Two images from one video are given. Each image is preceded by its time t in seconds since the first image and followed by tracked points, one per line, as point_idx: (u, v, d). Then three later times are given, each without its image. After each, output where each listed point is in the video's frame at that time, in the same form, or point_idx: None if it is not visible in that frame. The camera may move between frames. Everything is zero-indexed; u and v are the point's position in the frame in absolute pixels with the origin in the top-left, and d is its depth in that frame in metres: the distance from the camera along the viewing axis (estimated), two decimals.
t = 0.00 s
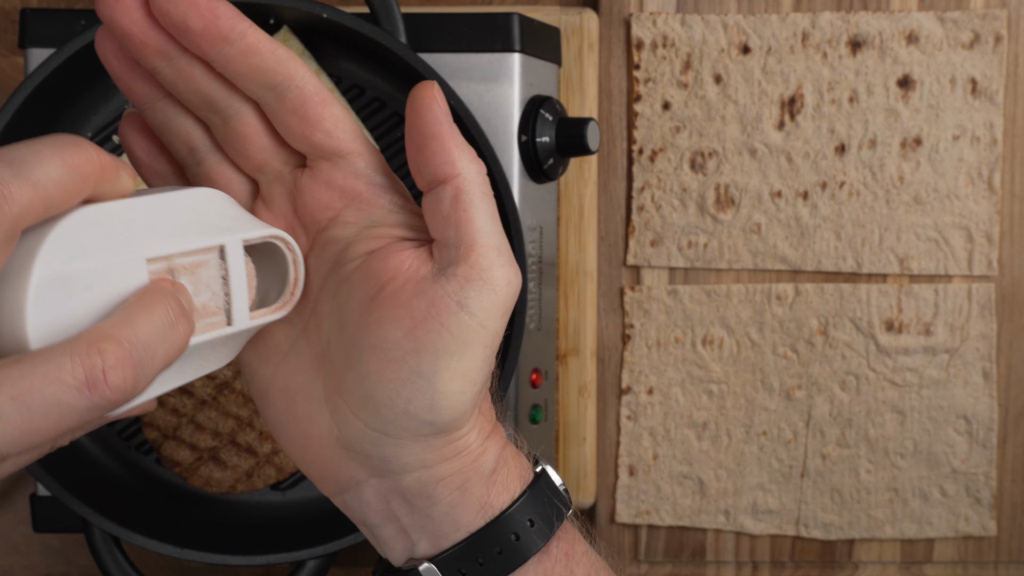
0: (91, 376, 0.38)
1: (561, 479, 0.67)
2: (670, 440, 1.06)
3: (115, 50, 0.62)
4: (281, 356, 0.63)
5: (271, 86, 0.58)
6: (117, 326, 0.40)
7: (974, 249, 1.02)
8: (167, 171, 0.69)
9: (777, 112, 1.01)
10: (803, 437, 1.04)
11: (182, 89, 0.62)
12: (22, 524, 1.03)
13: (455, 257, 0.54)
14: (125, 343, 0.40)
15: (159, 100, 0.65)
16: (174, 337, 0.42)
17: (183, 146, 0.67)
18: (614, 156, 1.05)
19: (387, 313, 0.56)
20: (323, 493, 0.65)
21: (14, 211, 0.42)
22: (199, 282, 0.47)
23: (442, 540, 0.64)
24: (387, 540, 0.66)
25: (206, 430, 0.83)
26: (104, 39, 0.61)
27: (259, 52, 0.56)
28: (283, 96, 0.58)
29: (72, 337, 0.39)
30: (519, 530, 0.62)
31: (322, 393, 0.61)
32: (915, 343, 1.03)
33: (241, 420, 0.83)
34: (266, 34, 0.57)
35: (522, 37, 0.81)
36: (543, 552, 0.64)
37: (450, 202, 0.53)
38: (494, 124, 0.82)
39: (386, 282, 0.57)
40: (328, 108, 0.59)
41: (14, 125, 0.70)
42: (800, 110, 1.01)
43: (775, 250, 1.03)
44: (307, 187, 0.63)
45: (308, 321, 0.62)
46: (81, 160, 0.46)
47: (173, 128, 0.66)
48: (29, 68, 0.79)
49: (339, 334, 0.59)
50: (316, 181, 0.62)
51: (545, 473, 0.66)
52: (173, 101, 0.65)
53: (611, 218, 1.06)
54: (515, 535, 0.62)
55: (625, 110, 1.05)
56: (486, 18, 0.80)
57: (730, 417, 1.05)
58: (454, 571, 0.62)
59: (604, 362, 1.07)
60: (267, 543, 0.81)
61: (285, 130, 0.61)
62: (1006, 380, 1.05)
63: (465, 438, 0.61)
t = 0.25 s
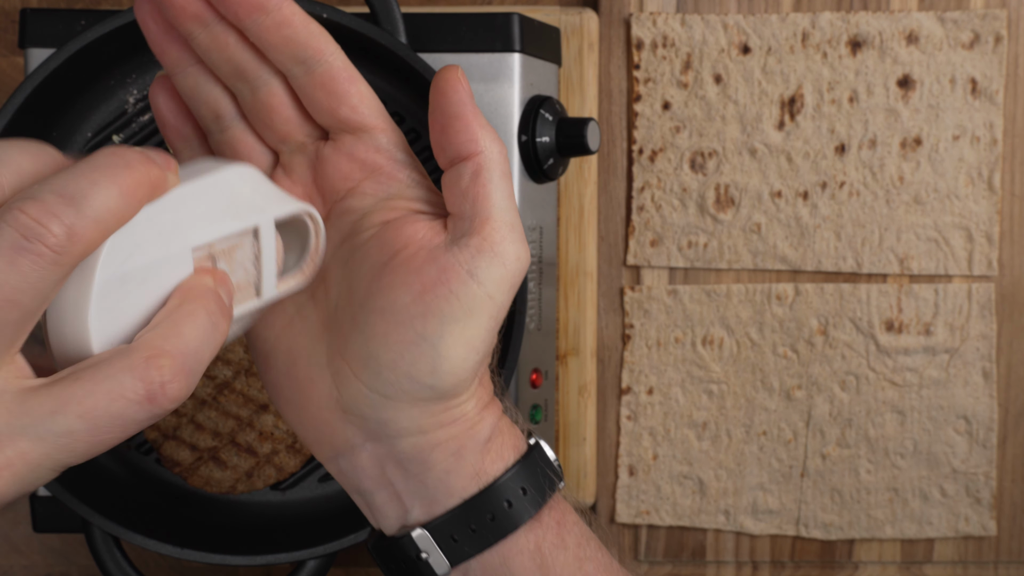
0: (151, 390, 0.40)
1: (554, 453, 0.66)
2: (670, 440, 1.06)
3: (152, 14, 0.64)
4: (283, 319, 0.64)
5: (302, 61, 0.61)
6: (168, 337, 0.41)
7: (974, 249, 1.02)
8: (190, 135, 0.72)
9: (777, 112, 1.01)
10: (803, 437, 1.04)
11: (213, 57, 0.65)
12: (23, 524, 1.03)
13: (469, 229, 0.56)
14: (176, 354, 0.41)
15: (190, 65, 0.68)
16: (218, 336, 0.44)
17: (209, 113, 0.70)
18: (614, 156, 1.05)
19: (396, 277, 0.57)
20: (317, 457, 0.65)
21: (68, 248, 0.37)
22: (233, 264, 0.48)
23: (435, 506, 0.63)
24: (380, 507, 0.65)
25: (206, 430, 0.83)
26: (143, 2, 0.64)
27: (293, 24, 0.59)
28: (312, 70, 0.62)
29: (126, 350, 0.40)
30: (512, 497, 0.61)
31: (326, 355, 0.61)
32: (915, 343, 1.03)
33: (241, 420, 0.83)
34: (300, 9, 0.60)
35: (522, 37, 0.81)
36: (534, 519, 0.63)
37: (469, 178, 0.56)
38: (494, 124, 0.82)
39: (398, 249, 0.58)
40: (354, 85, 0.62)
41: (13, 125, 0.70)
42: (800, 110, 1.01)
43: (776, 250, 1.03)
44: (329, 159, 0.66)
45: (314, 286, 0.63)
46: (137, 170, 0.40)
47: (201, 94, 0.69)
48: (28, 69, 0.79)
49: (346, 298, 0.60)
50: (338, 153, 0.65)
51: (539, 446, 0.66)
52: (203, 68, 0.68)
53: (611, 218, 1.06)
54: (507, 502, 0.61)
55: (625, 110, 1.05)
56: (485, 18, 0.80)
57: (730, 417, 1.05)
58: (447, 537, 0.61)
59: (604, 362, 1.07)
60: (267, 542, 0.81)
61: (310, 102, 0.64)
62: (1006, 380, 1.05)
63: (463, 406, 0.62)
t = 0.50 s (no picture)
0: (165, 384, 0.42)
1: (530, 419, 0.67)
2: (670, 440, 1.06)
3: None
4: (263, 284, 0.64)
5: (293, 30, 0.60)
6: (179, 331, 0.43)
7: (974, 249, 1.02)
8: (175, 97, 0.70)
9: (777, 112, 1.01)
10: (803, 437, 1.04)
11: (204, 22, 0.63)
12: (23, 524, 1.03)
13: (455, 200, 0.56)
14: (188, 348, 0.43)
15: (179, 29, 0.66)
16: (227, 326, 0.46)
17: (195, 78, 0.68)
18: (614, 156, 1.06)
19: (381, 244, 0.57)
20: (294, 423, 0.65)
21: (99, 275, 0.38)
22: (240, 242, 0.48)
23: (413, 470, 0.63)
24: (357, 472, 0.66)
25: (206, 430, 0.83)
26: None
27: None
28: (303, 40, 0.61)
29: (140, 346, 0.42)
30: (488, 459, 0.62)
31: (307, 320, 0.61)
32: (915, 343, 1.02)
33: (241, 420, 0.83)
34: None
35: (522, 37, 0.81)
36: (509, 481, 0.64)
37: (457, 154, 0.55)
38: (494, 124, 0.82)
39: (383, 217, 0.58)
40: (344, 56, 0.61)
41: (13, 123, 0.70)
42: (800, 110, 1.01)
43: (775, 250, 1.03)
44: (316, 127, 0.65)
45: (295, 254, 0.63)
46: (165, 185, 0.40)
47: (188, 59, 0.67)
48: (28, 68, 0.79)
49: (330, 265, 0.60)
50: (325, 122, 0.65)
51: (515, 412, 0.67)
52: (192, 33, 0.66)
53: (611, 217, 1.06)
54: (482, 465, 0.62)
55: (625, 110, 1.05)
56: (485, 18, 0.80)
57: (730, 417, 1.05)
58: (424, 500, 0.62)
59: (604, 362, 1.07)
60: (267, 542, 0.81)
61: (300, 74, 0.63)
62: (1006, 380, 1.05)
63: (442, 372, 0.62)
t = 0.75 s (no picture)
0: (131, 397, 0.44)
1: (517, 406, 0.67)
2: (670, 440, 1.06)
3: None
4: (249, 274, 0.64)
5: (273, 18, 0.61)
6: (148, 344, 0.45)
7: (974, 249, 1.02)
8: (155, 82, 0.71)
9: (777, 112, 1.01)
10: (803, 437, 1.04)
11: (184, 10, 0.64)
12: (23, 524, 1.03)
13: (441, 185, 0.56)
14: (154, 362, 0.45)
15: (158, 15, 0.66)
16: (199, 337, 0.48)
17: (175, 64, 0.68)
18: (614, 156, 1.05)
19: (367, 230, 0.56)
20: (281, 413, 0.66)
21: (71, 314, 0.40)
22: (219, 244, 0.50)
23: (400, 457, 0.64)
24: (344, 461, 0.66)
25: (206, 430, 0.83)
26: None
27: None
28: (283, 28, 0.61)
29: (107, 358, 0.44)
30: (475, 445, 0.62)
31: (294, 309, 0.61)
32: (915, 343, 1.03)
33: (241, 420, 0.83)
34: None
35: (522, 37, 0.81)
36: (496, 468, 0.64)
37: (439, 140, 0.56)
38: (494, 124, 0.82)
39: (368, 204, 0.58)
40: (327, 44, 0.62)
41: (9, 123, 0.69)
42: (800, 110, 1.01)
43: (775, 250, 1.03)
44: (301, 115, 0.66)
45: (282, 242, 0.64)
46: (151, 218, 0.40)
47: (169, 45, 0.67)
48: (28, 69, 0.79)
49: (314, 253, 0.60)
50: (310, 110, 0.66)
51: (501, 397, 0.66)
52: (173, 19, 0.66)
53: (611, 217, 1.06)
54: (469, 452, 0.62)
55: (625, 110, 1.05)
56: (485, 18, 0.80)
57: (730, 417, 1.05)
58: (411, 488, 0.62)
59: (604, 362, 1.07)
60: (266, 542, 0.80)
61: (283, 62, 0.64)
62: (1006, 380, 1.05)
63: (428, 358, 0.62)
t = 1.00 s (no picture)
0: (106, 399, 0.44)
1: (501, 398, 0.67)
2: (670, 440, 1.06)
3: None
4: (235, 272, 0.64)
5: (254, 18, 0.61)
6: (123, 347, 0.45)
7: (974, 249, 1.02)
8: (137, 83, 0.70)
9: (777, 112, 1.01)
10: (803, 437, 1.04)
11: (165, 11, 0.64)
12: (23, 524, 1.03)
13: (423, 182, 0.57)
14: (130, 365, 0.45)
15: (139, 17, 0.66)
16: (178, 336, 0.48)
17: (158, 66, 0.68)
18: (614, 156, 1.05)
19: (349, 227, 0.56)
20: (267, 409, 0.66)
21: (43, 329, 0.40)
22: (201, 239, 0.51)
23: (385, 451, 0.64)
24: (330, 456, 0.66)
25: (205, 430, 0.83)
26: None
27: None
28: (265, 28, 0.62)
29: (82, 362, 0.44)
30: (459, 438, 0.62)
31: (278, 306, 0.61)
32: (915, 343, 1.02)
33: (241, 420, 0.83)
34: None
35: (522, 37, 0.81)
36: (481, 460, 0.64)
37: (420, 138, 0.57)
38: (494, 124, 0.82)
39: (351, 200, 0.58)
40: (308, 44, 0.63)
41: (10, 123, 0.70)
42: (800, 110, 1.01)
43: (775, 250, 1.03)
44: (284, 113, 0.67)
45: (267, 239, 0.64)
46: (125, 229, 0.41)
47: (151, 46, 0.67)
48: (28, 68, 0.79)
49: (298, 249, 0.60)
50: (293, 108, 0.67)
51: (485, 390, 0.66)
52: (153, 21, 0.66)
53: (611, 218, 1.06)
54: (455, 445, 0.62)
55: (625, 110, 1.05)
56: (485, 18, 0.80)
57: (730, 417, 1.05)
58: (397, 481, 0.62)
59: (604, 362, 1.07)
60: (266, 541, 0.81)
61: (266, 62, 0.65)
62: (1006, 380, 1.05)
63: (411, 354, 0.62)
